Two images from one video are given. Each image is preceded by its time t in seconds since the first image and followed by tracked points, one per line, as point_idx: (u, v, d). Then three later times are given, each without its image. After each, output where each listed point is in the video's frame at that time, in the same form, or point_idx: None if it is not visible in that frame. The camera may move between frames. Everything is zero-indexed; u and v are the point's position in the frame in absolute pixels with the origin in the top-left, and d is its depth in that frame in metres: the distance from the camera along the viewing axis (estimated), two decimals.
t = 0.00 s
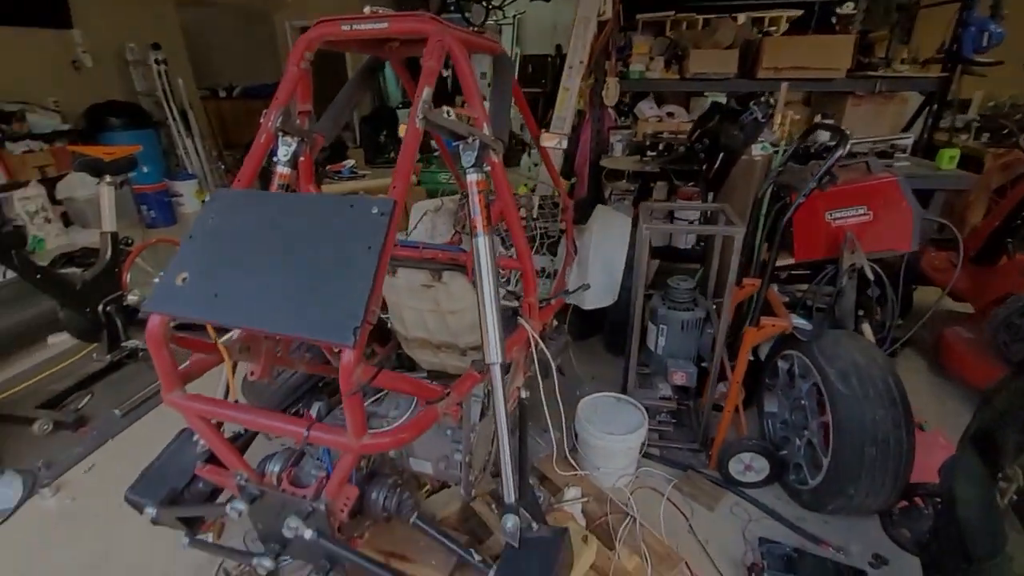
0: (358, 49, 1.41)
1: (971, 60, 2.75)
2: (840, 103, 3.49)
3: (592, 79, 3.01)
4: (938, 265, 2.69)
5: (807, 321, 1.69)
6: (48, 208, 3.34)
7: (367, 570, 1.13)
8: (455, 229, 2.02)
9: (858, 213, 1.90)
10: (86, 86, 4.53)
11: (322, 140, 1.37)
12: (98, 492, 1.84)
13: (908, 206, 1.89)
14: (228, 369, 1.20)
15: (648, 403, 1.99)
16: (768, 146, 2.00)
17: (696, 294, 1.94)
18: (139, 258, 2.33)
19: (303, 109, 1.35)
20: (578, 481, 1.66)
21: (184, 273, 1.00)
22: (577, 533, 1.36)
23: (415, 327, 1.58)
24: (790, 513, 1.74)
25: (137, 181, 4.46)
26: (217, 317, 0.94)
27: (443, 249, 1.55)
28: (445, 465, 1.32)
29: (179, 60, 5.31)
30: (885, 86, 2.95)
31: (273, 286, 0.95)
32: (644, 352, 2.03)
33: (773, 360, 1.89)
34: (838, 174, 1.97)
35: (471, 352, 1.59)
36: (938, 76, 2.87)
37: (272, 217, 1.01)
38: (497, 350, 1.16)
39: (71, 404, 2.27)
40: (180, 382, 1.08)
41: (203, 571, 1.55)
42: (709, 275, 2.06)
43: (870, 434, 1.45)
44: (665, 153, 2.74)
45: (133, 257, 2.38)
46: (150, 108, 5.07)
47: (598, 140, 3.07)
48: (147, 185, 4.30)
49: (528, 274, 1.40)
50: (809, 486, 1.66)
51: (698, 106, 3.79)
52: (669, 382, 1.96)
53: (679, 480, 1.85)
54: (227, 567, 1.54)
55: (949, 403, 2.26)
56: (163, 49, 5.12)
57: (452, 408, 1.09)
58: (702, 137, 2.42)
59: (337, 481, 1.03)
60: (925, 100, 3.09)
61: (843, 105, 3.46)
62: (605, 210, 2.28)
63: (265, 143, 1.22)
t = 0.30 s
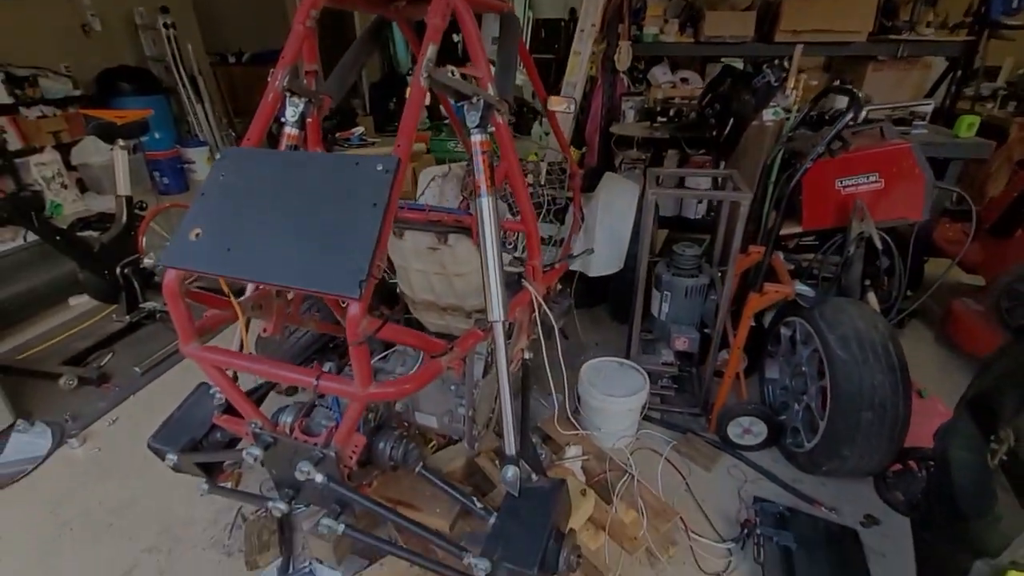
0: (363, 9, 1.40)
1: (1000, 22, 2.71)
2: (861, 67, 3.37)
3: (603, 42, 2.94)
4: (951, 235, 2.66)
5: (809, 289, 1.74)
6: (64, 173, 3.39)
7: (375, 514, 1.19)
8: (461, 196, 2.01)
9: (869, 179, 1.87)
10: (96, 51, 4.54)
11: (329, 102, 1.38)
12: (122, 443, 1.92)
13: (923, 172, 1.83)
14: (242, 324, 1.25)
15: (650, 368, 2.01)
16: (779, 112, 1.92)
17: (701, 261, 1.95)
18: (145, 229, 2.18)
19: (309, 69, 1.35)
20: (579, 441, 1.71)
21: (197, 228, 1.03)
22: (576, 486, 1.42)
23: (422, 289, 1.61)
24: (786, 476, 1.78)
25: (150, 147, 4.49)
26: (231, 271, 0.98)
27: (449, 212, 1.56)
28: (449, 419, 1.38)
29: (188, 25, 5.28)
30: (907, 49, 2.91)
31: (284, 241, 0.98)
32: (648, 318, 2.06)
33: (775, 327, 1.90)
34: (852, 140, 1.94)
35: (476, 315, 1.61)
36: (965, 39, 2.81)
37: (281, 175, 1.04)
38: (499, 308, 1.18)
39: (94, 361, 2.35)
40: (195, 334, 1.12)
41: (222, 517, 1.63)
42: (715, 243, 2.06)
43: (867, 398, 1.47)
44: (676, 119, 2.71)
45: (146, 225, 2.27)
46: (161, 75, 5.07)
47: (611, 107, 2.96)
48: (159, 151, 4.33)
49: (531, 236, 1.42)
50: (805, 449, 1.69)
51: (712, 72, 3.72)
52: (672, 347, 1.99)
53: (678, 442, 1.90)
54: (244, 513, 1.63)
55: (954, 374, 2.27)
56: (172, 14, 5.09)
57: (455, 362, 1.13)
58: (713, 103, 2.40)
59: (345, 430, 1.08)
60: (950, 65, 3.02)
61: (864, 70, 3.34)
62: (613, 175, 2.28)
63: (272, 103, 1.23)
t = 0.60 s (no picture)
0: None
1: None
2: (884, 23, 3.26)
3: None
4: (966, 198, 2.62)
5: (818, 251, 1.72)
6: (67, 134, 3.37)
7: (383, 464, 1.22)
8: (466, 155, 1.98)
9: (885, 139, 1.83)
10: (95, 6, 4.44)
11: (331, 54, 1.35)
12: (136, 398, 1.97)
13: (943, 133, 1.77)
14: (249, 279, 1.26)
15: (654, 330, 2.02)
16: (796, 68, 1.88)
17: (708, 223, 1.93)
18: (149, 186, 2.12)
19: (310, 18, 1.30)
20: (583, 400, 1.73)
21: (201, 182, 1.03)
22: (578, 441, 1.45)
23: (428, 250, 1.61)
24: (785, 435, 1.81)
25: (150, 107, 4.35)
26: (236, 224, 0.98)
27: (454, 170, 1.55)
28: (454, 374, 1.40)
29: None
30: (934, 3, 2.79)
31: (288, 195, 0.98)
32: (653, 280, 2.05)
33: (782, 290, 1.90)
34: (868, 98, 1.89)
35: (481, 275, 1.61)
36: None
37: (283, 127, 1.03)
38: (504, 265, 1.18)
39: (107, 319, 2.38)
40: (203, 289, 1.13)
41: (235, 468, 1.68)
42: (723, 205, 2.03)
43: (870, 359, 1.48)
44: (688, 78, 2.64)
45: (150, 183, 2.18)
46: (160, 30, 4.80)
47: (620, 64, 2.88)
48: (161, 111, 4.26)
49: (537, 195, 1.41)
50: (805, 409, 1.72)
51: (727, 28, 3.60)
52: (676, 309, 2.00)
53: (680, 402, 1.93)
54: (257, 465, 1.68)
55: (961, 339, 2.26)
56: None
57: (459, 319, 1.14)
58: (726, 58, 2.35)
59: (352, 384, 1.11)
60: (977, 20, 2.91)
61: (888, 25, 3.24)
62: (622, 134, 2.23)
63: (273, 53, 1.20)
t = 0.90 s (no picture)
0: None
1: None
2: (897, 3, 3.20)
3: None
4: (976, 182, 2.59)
5: (824, 235, 1.68)
6: (72, 119, 3.39)
7: (389, 443, 1.24)
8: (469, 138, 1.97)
9: (895, 121, 1.81)
10: None
11: (333, 35, 1.35)
12: (146, 380, 2.00)
13: (953, 114, 1.76)
14: (255, 261, 1.27)
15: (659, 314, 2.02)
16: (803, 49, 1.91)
17: (714, 207, 1.92)
18: (156, 171, 2.10)
19: None
20: (586, 382, 1.74)
21: (207, 164, 1.04)
22: (581, 423, 1.47)
23: (432, 233, 1.62)
24: (787, 418, 1.83)
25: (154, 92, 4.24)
26: (241, 205, 0.99)
27: (457, 152, 1.54)
28: (459, 356, 1.41)
29: None
30: None
31: (292, 175, 0.99)
32: (658, 264, 2.04)
33: (787, 274, 1.89)
34: (878, 79, 1.87)
35: (485, 258, 1.61)
36: None
37: (288, 108, 1.04)
38: (507, 247, 1.19)
39: (116, 303, 2.41)
40: (210, 270, 1.14)
41: (244, 448, 1.71)
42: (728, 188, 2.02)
43: (874, 342, 1.48)
44: (694, 60, 2.61)
45: (154, 168, 2.12)
46: (160, 15, 4.55)
47: (626, 46, 2.86)
48: (166, 96, 4.21)
49: (541, 177, 1.41)
50: (808, 392, 1.72)
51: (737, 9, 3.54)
52: (681, 294, 1.98)
53: (683, 385, 1.94)
54: (265, 445, 1.71)
55: (966, 324, 2.25)
56: None
57: (463, 300, 1.16)
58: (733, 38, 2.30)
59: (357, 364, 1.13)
60: None
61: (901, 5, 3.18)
62: (628, 117, 2.21)
63: (275, 34, 1.19)
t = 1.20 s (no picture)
0: None
1: None
2: None
3: None
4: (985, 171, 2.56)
5: (830, 222, 1.66)
6: (76, 106, 3.37)
7: (392, 428, 1.25)
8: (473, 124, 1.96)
9: (904, 107, 1.79)
10: None
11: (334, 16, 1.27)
12: (152, 365, 2.01)
13: (964, 100, 1.72)
14: (257, 245, 1.27)
15: (662, 303, 2.01)
16: (813, 33, 1.90)
17: (719, 194, 1.90)
18: (158, 157, 2.08)
19: None
20: (589, 370, 1.74)
21: (209, 146, 1.04)
22: (583, 410, 1.47)
23: (435, 220, 1.61)
24: (789, 406, 1.83)
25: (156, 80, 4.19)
26: (243, 188, 0.99)
27: (461, 137, 1.53)
28: (461, 341, 1.41)
29: None
30: None
31: (295, 157, 0.98)
32: (661, 252, 2.03)
33: (791, 262, 1.88)
34: (887, 64, 1.84)
35: (488, 245, 1.61)
36: None
37: (289, 90, 1.03)
38: (510, 233, 1.18)
39: (121, 289, 2.42)
40: (212, 253, 1.14)
41: (249, 432, 1.72)
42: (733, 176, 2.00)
43: (878, 330, 1.47)
44: (701, 46, 2.58)
45: (157, 155, 2.10)
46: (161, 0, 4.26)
47: (632, 32, 2.83)
48: (167, 83, 4.10)
49: (545, 162, 1.40)
50: (810, 380, 1.72)
51: None
52: (684, 282, 1.97)
53: (686, 373, 1.94)
54: (270, 429, 1.72)
55: (972, 313, 2.24)
56: None
57: (466, 285, 1.16)
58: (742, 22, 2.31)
59: (360, 349, 1.13)
60: None
61: None
62: (633, 103, 2.19)
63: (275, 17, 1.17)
